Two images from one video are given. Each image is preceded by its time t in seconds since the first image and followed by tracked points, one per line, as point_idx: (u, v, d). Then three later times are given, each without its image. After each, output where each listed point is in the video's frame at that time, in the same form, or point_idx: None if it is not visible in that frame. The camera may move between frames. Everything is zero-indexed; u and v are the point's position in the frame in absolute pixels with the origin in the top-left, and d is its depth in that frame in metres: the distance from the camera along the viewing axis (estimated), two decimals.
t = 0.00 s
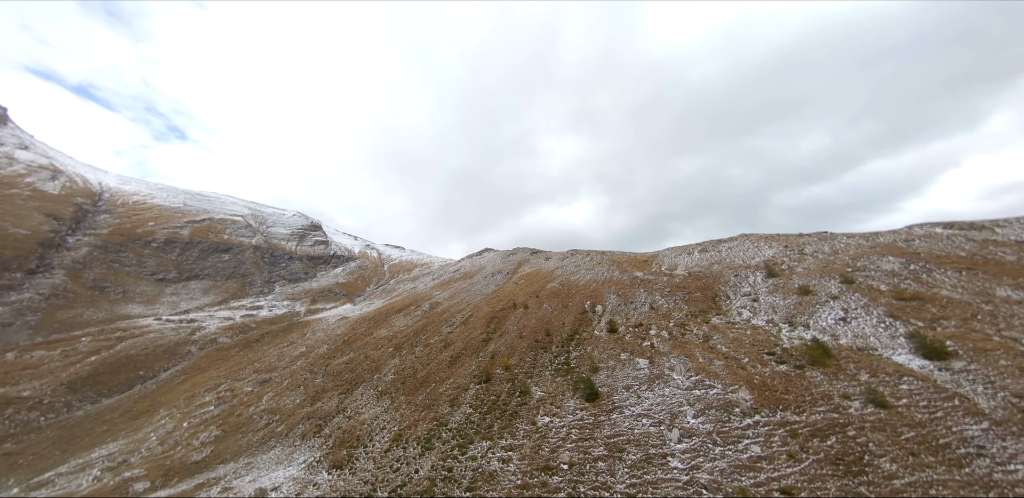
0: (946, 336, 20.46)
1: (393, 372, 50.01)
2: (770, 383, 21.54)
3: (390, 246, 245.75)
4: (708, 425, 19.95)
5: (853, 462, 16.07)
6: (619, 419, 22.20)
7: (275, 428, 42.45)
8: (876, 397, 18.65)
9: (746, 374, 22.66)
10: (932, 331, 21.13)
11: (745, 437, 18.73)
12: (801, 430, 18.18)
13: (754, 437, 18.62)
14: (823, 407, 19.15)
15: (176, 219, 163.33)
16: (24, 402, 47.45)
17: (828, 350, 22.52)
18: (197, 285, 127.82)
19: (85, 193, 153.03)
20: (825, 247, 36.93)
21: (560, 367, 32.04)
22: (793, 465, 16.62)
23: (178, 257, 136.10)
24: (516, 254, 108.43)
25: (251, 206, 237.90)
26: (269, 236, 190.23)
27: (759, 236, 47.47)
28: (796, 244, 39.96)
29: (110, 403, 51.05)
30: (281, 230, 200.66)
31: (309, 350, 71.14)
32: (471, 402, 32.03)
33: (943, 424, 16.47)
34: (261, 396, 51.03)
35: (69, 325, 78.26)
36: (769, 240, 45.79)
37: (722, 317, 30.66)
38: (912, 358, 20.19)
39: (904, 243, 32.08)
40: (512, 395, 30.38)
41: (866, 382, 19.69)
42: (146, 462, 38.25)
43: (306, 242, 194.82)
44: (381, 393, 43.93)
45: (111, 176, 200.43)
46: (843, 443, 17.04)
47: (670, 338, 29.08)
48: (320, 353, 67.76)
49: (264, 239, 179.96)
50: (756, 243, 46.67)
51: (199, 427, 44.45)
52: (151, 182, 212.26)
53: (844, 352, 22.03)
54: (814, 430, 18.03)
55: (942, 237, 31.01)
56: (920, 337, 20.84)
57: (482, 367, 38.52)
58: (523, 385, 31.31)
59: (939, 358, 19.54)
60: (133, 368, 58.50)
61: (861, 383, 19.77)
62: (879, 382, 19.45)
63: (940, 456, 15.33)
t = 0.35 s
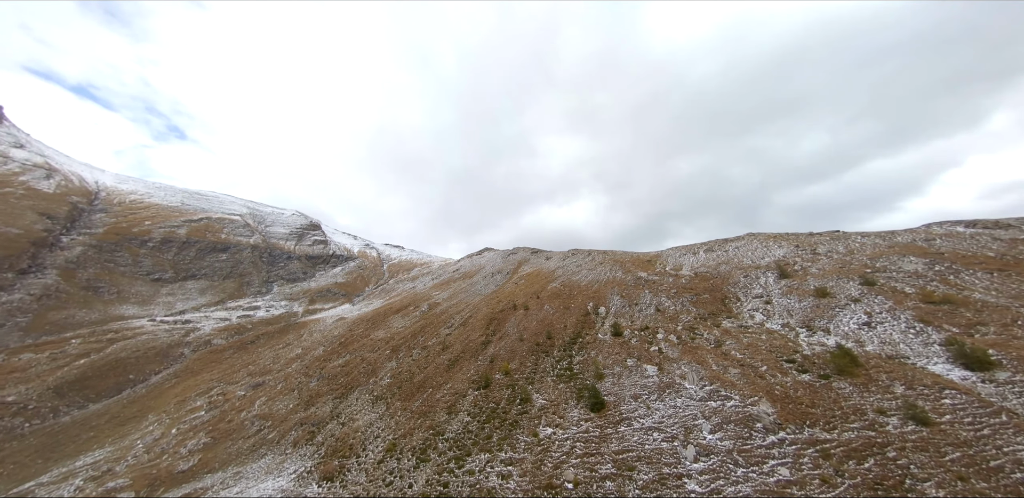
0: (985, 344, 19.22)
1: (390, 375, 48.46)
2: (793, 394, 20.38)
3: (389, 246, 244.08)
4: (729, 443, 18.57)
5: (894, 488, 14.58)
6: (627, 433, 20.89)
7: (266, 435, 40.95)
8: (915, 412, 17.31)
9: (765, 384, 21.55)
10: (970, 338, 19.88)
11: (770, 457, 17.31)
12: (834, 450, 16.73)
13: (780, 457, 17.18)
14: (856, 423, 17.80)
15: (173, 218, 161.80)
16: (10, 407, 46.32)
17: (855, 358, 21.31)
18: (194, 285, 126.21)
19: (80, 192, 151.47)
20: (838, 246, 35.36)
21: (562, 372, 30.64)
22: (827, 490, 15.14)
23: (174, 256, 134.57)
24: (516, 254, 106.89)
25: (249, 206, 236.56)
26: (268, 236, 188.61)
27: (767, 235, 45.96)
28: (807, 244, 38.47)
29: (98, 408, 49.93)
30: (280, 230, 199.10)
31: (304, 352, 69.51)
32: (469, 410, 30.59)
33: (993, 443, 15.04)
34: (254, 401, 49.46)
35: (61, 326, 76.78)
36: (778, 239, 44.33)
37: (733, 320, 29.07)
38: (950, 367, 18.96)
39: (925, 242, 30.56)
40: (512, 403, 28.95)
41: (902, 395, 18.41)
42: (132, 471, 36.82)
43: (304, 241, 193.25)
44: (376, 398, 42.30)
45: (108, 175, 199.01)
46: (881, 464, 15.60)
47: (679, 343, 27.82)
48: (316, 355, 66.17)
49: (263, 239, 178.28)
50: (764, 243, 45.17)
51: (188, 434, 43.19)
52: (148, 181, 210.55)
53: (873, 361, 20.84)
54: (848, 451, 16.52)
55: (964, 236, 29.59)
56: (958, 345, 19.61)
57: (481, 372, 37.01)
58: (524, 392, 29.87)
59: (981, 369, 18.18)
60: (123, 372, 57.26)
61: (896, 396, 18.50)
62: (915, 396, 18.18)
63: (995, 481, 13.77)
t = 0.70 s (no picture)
0: None
1: (385, 380, 46.96)
2: (820, 408, 19.03)
3: (389, 246, 242.52)
4: (752, 465, 17.06)
5: None
6: (635, 450, 19.48)
7: (256, 442, 39.48)
8: (962, 431, 15.78)
9: (788, 397, 20.24)
10: (1014, 346, 18.56)
11: (799, 481, 15.76)
12: (872, 474, 15.18)
13: (811, 482, 15.59)
14: (894, 444, 16.30)
15: (170, 218, 160.24)
16: None
17: (888, 368, 19.92)
18: (190, 285, 124.76)
19: (76, 191, 150.05)
20: (853, 246, 33.81)
21: (564, 378, 29.22)
22: None
23: (171, 256, 133.07)
24: (516, 254, 105.40)
25: (248, 205, 235.21)
26: (266, 235, 186.97)
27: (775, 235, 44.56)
28: (819, 244, 37.07)
29: (85, 413, 49.04)
30: (278, 229, 197.60)
31: (300, 354, 67.89)
32: (467, 418, 29.08)
33: None
34: (246, 406, 47.86)
35: (52, 327, 75.35)
36: (787, 239, 42.92)
37: (745, 324, 27.60)
38: (994, 379, 17.61)
39: (947, 241, 29.07)
40: (512, 411, 27.46)
41: (946, 411, 16.94)
42: (116, 480, 35.39)
43: (303, 241, 191.74)
44: (370, 404, 40.71)
45: (105, 174, 197.81)
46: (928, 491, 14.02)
47: (691, 349, 26.52)
48: (311, 357, 64.62)
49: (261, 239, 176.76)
50: (773, 242, 43.73)
51: (175, 441, 42.03)
52: (146, 180, 209.18)
53: (908, 372, 19.46)
54: (888, 476, 14.95)
55: (989, 235, 28.19)
56: (1003, 355, 18.23)
57: (479, 377, 35.51)
58: (524, 400, 28.37)
59: None
60: (113, 375, 56.24)
61: (940, 411, 17.05)
62: (959, 411, 16.75)
63: None
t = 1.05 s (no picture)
0: None
1: (381, 384, 45.43)
2: (853, 425, 17.59)
3: (389, 245, 240.88)
4: (780, 489, 15.54)
5: None
6: (647, 469, 17.98)
7: (246, 450, 37.94)
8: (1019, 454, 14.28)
9: (816, 411, 18.80)
10: None
11: None
12: None
13: None
14: (940, 467, 14.83)
15: (167, 217, 158.80)
16: None
17: (928, 381, 18.49)
18: (187, 285, 123.28)
19: (71, 190, 148.68)
20: (870, 246, 32.23)
21: (567, 386, 27.75)
22: None
23: (167, 256, 131.60)
24: (517, 253, 103.87)
25: (247, 204, 233.77)
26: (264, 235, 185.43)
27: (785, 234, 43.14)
28: (833, 243, 35.67)
29: (71, 418, 48.15)
30: (277, 229, 196.09)
31: (296, 356, 66.42)
32: (465, 427, 27.54)
33: None
34: (237, 411, 46.46)
35: (43, 329, 73.93)
36: (797, 238, 41.49)
37: (759, 329, 26.34)
38: None
39: (971, 240, 27.63)
40: (512, 421, 25.95)
41: (998, 431, 15.45)
42: (99, 490, 34.06)
43: (302, 241, 190.21)
44: (364, 411, 39.09)
45: (102, 173, 196.55)
46: None
47: (704, 356, 25.12)
48: (307, 360, 63.07)
49: (260, 239, 175.13)
50: (781, 241, 42.33)
51: (163, 448, 40.65)
52: (143, 180, 207.91)
53: (949, 385, 18.06)
54: None
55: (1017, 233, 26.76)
56: None
57: (478, 383, 34.00)
58: (524, 409, 26.84)
59: None
60: (101, 379, 55.09)
61: (990, 431, 15.57)
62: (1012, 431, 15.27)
63: None
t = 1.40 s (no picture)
0: None
1: (376, 389, 43.84)
2: (894, 446, 16.02)
3: (388, 245, 239.38)
4: None
5: None
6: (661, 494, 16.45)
7: (234, 459, 36.44)
8: None
9: (849, 430, 17.29)
10: None
11: None
12: None
13: None
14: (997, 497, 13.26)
15: (164, 217, 157.32)
16: None
17: (975, 396, 16.95)
18: (183, 286, 121.76)
19: (67, 190, 147.36)
20: (887, 245, 30.63)
21: (569, 394, 26.28)
22: None
23: (163, 257, 130.10)
24: (517, 253, 102.35)
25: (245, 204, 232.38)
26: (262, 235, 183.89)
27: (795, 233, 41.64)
28: (846, 242, 34.23)
29: (57, 423, 47.27)
30: (275, 229, 194.55)
31: (291, 359, 64.92)
32: (461, 438, 25.97)
33: None
34: (227, 417, 45.08)
35: (33, 332, 72.55)
36: (807, 237, 40.02)
37: (773, 335, 25.09)
38: None
39: (998, 239, 26.14)
40: (511, 432, 24.43)
41: None
42: None
43: (301, 241, 188.69)
44: (358, 417, 37.52)
45: (99, 173, 195.24)
46: None
47: (718, 363, 23.71)
48: (302, 363, 61.50)
49: (258, 239, 173.64)
50: (790, 241, 40.89)
51: (148, 457, 39.19)
52: (141, 180, 206.73)
53: (997, 399, 16.55)
54: None
55: None
56: None
57: (476, 390, 32.47)
58: (524, 419, 25.28)
59: None
60: (89, 384, 54.14)
61: None
62: None
63: None
